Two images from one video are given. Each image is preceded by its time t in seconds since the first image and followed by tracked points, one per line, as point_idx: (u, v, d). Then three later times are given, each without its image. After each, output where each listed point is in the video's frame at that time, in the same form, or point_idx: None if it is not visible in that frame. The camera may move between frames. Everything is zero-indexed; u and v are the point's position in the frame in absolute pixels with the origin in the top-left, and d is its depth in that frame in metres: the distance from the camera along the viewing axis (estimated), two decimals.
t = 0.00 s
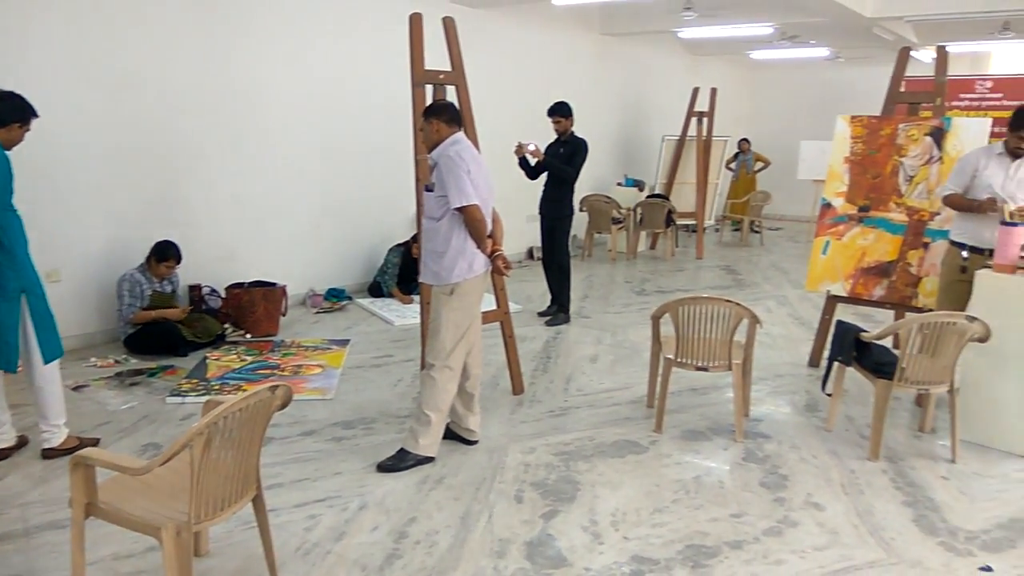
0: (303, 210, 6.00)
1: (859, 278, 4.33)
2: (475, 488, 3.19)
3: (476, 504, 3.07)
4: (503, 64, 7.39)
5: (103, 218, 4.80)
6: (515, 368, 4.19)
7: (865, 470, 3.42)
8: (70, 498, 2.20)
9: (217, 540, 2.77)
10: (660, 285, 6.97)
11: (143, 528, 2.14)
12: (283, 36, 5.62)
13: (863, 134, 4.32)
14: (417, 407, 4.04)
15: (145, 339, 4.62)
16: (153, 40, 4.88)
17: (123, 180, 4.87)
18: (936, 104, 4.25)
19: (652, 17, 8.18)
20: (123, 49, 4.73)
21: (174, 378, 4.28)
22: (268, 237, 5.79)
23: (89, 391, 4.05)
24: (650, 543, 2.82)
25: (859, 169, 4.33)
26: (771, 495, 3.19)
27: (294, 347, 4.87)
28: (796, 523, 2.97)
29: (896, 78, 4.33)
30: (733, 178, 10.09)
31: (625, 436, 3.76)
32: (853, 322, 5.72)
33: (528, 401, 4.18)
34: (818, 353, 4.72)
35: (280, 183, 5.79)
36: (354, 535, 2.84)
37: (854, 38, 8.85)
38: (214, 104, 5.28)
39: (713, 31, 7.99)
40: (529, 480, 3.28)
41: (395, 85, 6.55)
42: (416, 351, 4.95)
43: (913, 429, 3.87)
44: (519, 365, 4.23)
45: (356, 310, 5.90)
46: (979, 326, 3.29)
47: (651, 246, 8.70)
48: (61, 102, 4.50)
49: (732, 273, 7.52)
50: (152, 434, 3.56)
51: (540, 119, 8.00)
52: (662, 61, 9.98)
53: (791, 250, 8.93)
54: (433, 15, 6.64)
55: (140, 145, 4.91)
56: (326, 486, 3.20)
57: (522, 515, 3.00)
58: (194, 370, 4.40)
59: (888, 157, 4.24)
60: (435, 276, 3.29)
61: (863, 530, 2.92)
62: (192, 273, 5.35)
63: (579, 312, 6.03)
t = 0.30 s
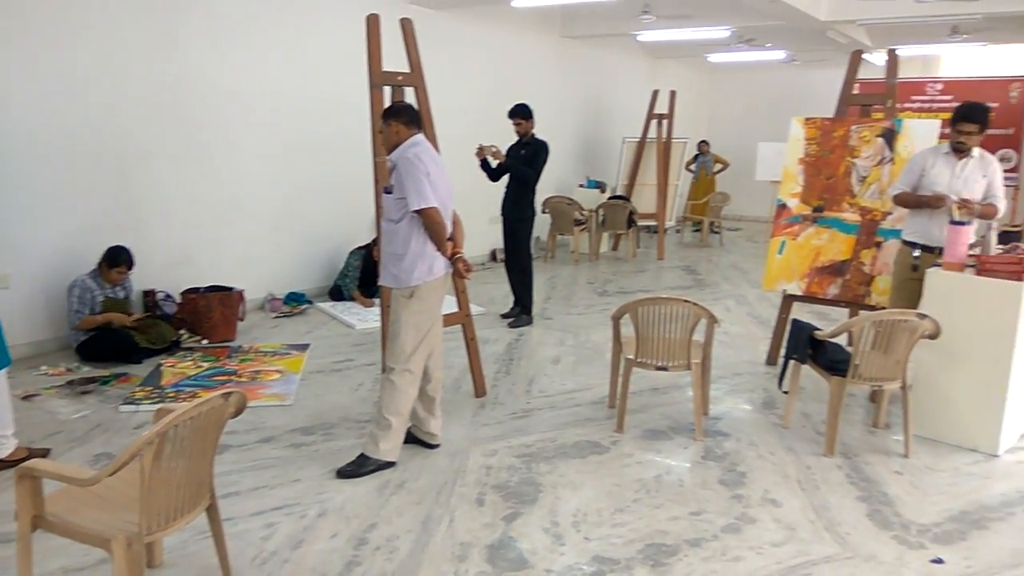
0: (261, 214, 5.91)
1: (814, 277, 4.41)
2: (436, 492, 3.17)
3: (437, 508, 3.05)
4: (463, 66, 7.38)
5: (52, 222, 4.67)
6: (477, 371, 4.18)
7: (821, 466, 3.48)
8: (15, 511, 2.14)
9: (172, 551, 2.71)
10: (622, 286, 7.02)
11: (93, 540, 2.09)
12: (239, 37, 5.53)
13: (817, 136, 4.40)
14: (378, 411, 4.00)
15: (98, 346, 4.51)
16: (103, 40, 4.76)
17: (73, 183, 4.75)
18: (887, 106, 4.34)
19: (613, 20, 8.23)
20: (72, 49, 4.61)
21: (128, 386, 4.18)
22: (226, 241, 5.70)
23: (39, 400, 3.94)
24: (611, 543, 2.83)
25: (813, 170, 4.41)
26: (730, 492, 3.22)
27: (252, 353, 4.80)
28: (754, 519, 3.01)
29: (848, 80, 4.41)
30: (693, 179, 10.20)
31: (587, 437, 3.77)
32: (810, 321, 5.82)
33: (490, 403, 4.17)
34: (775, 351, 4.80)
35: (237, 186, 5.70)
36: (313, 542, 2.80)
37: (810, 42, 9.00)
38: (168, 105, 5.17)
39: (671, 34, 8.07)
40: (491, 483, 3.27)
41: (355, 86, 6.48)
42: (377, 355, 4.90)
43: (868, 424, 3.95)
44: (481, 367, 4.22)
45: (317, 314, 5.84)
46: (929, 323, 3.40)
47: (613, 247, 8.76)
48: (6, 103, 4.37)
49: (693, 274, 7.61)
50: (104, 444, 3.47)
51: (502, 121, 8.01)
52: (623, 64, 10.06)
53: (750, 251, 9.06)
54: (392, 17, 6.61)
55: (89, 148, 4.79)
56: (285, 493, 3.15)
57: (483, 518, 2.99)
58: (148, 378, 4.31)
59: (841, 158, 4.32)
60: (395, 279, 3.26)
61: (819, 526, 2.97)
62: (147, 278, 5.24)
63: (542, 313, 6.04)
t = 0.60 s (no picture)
0: (225, 219, 5.83)
1: (778, 279, 4.47)
2: (404, 498, 3.15)
3: (405, 515, 3.03)
4: (429, 70, 7.37)
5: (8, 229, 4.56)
6: (446, 376, 4.16)
7: (786, 465, 3.53)
8: None
9: (133, 564, 2.65)
10: (591, 289, 7.05)
11: (51, 554, 2.04)
12: (201, 41, 5.46)
13: (779, 140, 4.46)
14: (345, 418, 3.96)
15: (57, 355, 4.41)
16: (61, 43, 4.68)
17: (30, 189, 4.64)
18: (847, 111, 4.41)
19: (580, 25, 8.28)
20: (27, 53, 4.52)
21: (88, 396, 4.09)
22: (189, 247, 5.62)
23: None
24: (579, 547, 2.83)
25: (776, 174, 4.47)
26: (697, 493, 3.25)
27: (217, 360, 4.73)
28: (721, 520, 3.04)
29: (810, 85, 4.49)
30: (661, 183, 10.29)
31: (556, 440, 3.77)
32: (775, 322, 5.90)
33: (459, 408, 4.15)
34: (741, 353, 4.85)
35: (200, 191, 5.62)
36: (278, 552, 2.76)
37: (773, 47, 9.15)
38: (128, 109, 5.08)
39: (637, 39, 8.15)
40: (460, 489, 3.26)
41: (320, 90, 6.43)
42: (345, 361, 4.86)
43: (832, 424, 4.00)
44: (449, 372, 4.20)
45: (283, 321, 5.77)
46: (890, 324, 3.47)
47: (582, 250, 8.79)
48: None
49: (661, 277, 7.67)
50: (63, 456, 3.39)
51: (469, 125, 8.00)
52: (590, 68, 10.12)
53: (717, 253, 9.16)
54: (356, 20, 6.58)
55: (47, 153, 4.70)
56: (250, 503, 3.11)
57: (452, 523, 2.97)
58: (109, 387, 4.22)
59: (803, 162, 4.39)
60: (361, 284, 3.22)
61: (784, 525, 3.01)
62: (108, 285, 5.14)
63: (512, 317, 6.04)
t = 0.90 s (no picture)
0: (192, 223, 5.76)
1: (746, 281, 4.52)
2: (375, 504, 3.13)
3: (375, 521, 3.00)
4: (399, 74, 7.36)
5: None
6: (417, 380, 4.14)
7: (754, 466, 3.56)
8: None
9: None
10: (563, 292, 7.07)
11: (10, 567, 1.99)
12: (166, 44, 5.39)
13: (746, 144, 4.52)
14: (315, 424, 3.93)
15: (19, 363, 4.32)
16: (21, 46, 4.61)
17: None
18: (813, 115, 4.47)
19: (550, 29, 8.31)
20: None
21: (52, 404, 4.01)
22: (155, 251, 5.54)
23: None
24: (550, 550, 2.83)
25: (744, 178, 4.53)
26: (668, 495, 3.27)
27: (183, 367, 4.66)
28: (691, 521, 3.06)
29: (776, 90, 4.55)
30: (632, 186, 10.36)
31: (527, 443, 3.78)
32: (744, 324, 5.96)
33: (431, 412, 4.14)
34: (711, 354, 4.89)
35: (166, 194, 5.55)
36: (245, 561, 2.72)
37: (742, 53, 9.26)
38: (91, 113, 5.02)
39: (607, 44, 8.20)
40: (431, 494, 3.24)
41: (289, 93, 6.37)
42: (315, 366, 4.82)
43: (799, 424, 4.06)
44: (421, 376, 4.18)
45: (252, 326, 5.71)
46: (855, 325, 3.52)
47: (554, 253, 8.82)
48: None
49: (632, 279, 7.72)
50: (24, 465, 3.32)
51: (440, 128, 8.00)
52: (561, 72, 10.16)
53: (688, 256, 9.24)
54: (323, 23, 6.54)
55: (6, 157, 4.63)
56: (217, 511, 3.06)
57: (423, 529, 2.96)
58: (73, 395, 4.14)
59: (770, 165, 4.45)
60: (331, 289, 3.19)
61: (753, 525, 3.04)
62: (71, 290, 5.06)
63: (484, 321, 6.04)
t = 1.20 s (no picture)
0: (155, 228, 5.67)
1: (713, 280, 4.56)
2: (344, 510, 3.10)
3: (345, 526, 2.98)
4: (365, 76, 7.32)
5: None
6: (387, 384, 4.12)
7: (723, 462, 3.60)
8: None
9: None
10: (534, 293, 7.07)
11: None
12: (126, 46, 5.30)
13: (711, 145, 4.57)
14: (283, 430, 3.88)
15: None
16: None
17: None
18: (776, 116, 4.54)
19: (516, 30, 8.31)
20: None
21: (11, 415, 3.92)
22: (117, 256, 5.44)
23: None
24: (521, 551, 2.83)
25: (709, 178, 4.58)
26: (638, 493, 3.29)
27: (147, 375, 4.58)
28: (660, 518, 3.08)
29: (739, 91, 4.60)
30: (601, 187, 10.41)
31: (498, 445, 3.77)
32: (712, 323, 6.02)
33: (401, 416, 4.11)
34: (679, 353, 4.93)
35: (128, 198, 5.45)
36: (212, 571, 2.68)
37: (707, 54, 9.36)
38: (50, 117, 4.91)
39: (573, 46, 8.23)
40: (401, 498, 3.22)
41: (252, 96, 6.30)
42: (282, 371, 4.77)
43: (766, 420, 4.11)
44: (390, 380, 4.15)
45: (219, 331, 5.63)
46: (818, 322, 3.57)
47: (524, 254, 8.83)
48: None
49: (602, 279, 7.76)
50: None
51: (408, 131, 7.97)
52: (528, 74, 10.18)
53: (657, 256, 9.31)
54: (285, 24, 6.48)
55: None
56: (182, 520, 3.01)
57: (393, 533, 2.94)
58: (34, 405, 4.05)
59: (734, 165, 4.51)
60: (298, 293, 3.16)
61: (721, 521, 3.07)
62: (30, 298, 4.95)
63: (454, 323, 6.02)
